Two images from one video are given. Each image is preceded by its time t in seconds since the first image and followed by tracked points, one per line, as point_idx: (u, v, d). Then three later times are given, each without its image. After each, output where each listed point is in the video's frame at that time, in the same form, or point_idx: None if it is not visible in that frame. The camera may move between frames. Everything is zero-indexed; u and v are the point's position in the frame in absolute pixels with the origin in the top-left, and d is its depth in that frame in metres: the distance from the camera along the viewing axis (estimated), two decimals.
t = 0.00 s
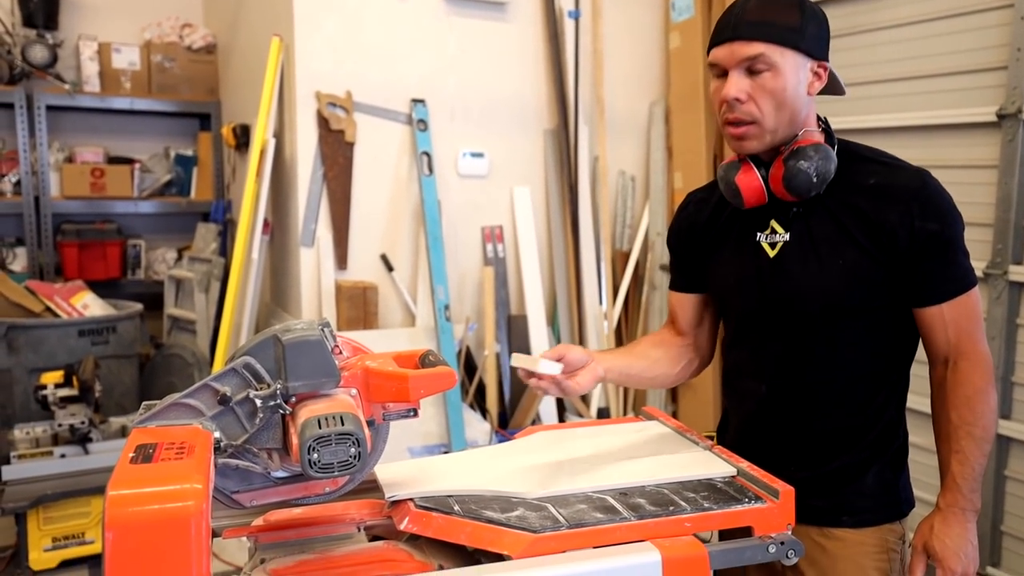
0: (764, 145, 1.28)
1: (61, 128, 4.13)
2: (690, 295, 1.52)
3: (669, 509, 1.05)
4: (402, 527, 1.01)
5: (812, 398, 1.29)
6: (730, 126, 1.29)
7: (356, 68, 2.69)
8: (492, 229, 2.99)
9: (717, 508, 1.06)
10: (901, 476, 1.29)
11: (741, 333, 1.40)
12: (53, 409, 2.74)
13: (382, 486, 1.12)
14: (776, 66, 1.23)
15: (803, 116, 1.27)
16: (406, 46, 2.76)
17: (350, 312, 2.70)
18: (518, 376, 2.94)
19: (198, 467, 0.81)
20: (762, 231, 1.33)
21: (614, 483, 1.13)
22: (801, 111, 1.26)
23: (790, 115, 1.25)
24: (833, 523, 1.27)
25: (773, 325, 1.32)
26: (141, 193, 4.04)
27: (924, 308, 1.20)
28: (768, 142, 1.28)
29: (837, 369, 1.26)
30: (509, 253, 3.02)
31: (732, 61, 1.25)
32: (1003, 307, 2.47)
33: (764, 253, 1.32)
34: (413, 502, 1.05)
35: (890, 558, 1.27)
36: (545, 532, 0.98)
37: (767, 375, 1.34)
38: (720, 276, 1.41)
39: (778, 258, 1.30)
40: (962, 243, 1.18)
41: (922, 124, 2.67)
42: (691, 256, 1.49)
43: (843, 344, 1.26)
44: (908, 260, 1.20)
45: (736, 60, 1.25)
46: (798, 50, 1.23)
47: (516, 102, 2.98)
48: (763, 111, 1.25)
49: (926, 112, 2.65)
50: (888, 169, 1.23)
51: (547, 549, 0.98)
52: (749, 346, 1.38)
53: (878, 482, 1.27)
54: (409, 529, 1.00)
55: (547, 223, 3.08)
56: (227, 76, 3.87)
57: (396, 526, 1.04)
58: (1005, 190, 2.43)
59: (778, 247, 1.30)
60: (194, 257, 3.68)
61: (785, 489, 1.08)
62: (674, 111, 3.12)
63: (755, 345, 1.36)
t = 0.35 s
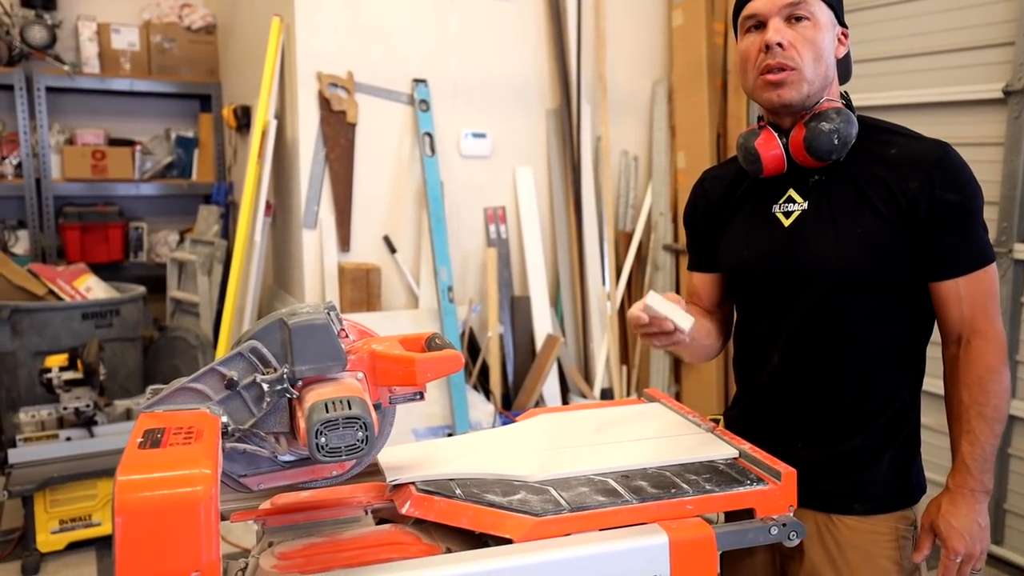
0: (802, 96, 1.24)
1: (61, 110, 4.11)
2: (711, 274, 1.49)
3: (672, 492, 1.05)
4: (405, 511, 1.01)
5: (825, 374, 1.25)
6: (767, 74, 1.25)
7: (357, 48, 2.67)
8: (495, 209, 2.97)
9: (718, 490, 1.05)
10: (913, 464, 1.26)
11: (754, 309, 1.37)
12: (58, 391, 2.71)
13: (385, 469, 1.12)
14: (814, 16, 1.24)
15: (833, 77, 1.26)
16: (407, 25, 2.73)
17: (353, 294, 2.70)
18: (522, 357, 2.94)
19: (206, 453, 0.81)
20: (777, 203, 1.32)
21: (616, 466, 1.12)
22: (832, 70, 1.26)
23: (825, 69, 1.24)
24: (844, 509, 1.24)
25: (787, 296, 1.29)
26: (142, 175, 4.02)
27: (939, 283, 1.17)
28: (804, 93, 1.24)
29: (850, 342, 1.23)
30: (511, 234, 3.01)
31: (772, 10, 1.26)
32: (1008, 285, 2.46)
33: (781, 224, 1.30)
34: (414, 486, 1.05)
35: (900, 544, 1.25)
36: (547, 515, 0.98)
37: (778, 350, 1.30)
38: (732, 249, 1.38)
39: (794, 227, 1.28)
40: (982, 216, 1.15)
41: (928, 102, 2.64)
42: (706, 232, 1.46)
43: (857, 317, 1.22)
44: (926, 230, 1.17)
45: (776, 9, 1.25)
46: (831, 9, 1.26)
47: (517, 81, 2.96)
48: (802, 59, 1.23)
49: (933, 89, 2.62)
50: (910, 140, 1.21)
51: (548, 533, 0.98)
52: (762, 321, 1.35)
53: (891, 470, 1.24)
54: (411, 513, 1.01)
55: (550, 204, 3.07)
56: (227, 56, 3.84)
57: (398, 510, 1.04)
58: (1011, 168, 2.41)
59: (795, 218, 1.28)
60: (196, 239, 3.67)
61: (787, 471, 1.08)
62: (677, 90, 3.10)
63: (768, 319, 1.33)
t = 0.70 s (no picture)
0: (812, 104, 1.24)
1: (60, 106, 4.10)
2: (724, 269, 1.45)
3: (670, 493, 1.05)
4: (404, 512, 1.01)
5: (840, 374, 1.25)
6: (776, 84, 1.25)
7: (356, 44, 2.66)
8: (494, 207, 2.97)
9: (717, 491, 1.05)
10: (924, 465, 1.26)
11: (766, 310, 1.36)
12: (56, 388, 2.71)
13: (383, 470, 1.12)
14: (819, 23, 1.24)
15: (841, 80, 1.26)
16: (406, 22, 2.73)
17: (352, 291, 2.69)
18: (520, 355, 2.94)
19: (207, 454, 0.81)
20: (794, 204, 1.32)
21: (615, 467, 1.12)
22: (840, 74, 1.26)
23: (833, 74, 1.25)
24: (857, 509, 1.24)
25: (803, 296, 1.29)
26: (141, 170, 4.02)
27: (954, 282, 1.17)
28: (815, 100, 1.24)
29: (867, 342, 1.23)
30: (511, 231, 3.01)
31: (777, 19, 1.26)
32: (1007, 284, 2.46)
33: (798, 225, 1.30)
34: (414, 487, 1.05)
35: (908, 544, 1.24)
36: (546, 517, 0.99)
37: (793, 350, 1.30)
38: (746, 248, 1.38)
39: (812, 228, 1.28)
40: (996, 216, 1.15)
41: (928, 101, 2.64)
42: (714, 232, 1.46)
43: (874, 317, 1.22)
44: (942, 231, 1.17)
45: (781, 17, 1.25)
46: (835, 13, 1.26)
47: (516, 78, 2.95)
48: (810, 66, 1.23)
49: (933, 88, 2.62)
50: (925, 141, 1.21)
51: (547, 534, 0.98)
52: (774, 321, 1.34)
53: (902, 470, 1.24)
54: (410, 514, 1.01)
55: (549, 201, 3.06)
56: (226, 51, 3.84)
57: (397, 510, 1.04)
58: (1009, 167, 2.41)
59: (812, 218, 1.29)
60: (195, 236, 3.72)
61: (785, 472, 1.08)
62: (677, 88, 3.09)
63: (781, 319, 1.33)
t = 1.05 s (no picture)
0: (817, 122, 1.26)
1: (59, 112, 4.10)
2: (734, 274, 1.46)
3: (672, 501, 1.05)
4: (406, 520, 1.01)
5: (850, 380, 1.25)
6: (780, 105, 1.28)
7: (356, 51, 2.67)
8: (493, 213, 2.97)
9: (719, 500, 1.05)
10: (923, 473, 1.27)
11: (775, 313, 1.36)
12: (55, 396, 2.72)
13: (385, 477, 1.12)
14: (823, 43, 1.22)
15: (853, 91, 1.25)
16: (406, 28, 2.73)
17: (351, 298, 2.69)
18: (519, 362, 2.94)
19: (210, 463, 0.81)
20: (810, 210, 1.31)
21: (617, 475, 1.12)
22: (851, 86, 1.24)
23: (841, 89, 1.24)
24: (860, 515, 1.24)
25: (817, 301, 1.29)
26: (140, 176, 4.02)
27: (963, 297, 1.18)
28: (821, 118, 1.26)
29: (876, 349, 1.23)
30: (510, 238, 3.02)
31: (778, 43, 1.25)
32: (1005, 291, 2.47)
33: (813, 231, 1.30)
34: (416, 495, 1.05)
35: (909, 551, 1.24)
36: (548, 525, 0.99)
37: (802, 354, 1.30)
38: (758, 251, 1.37)
39: (829, 235, 1.28)
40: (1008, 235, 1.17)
41: (927, 109, 2.66)
42: (725, 236, 1.46)
43: (885, 325, 1.23)
44: (956, 246, 1.18)
45: (782, 41, 1.24)
46: (843, 26, 1.22)
47: (515, 84, 2.96)
48: (813, 88, 1.24)
49: (932, 96, 2.63)
50: (944, 157, 1.21)
51: (549, 542, 0.98)
52: (782, 324, 1.34)
53: (904, 476, 1.25)
54: (412, 522, 1.01)
55: (548, 207, 3.07)
56: (225, 58, 3.84)
57: (399, 519, 1.04)
58: (1008, 174, 2.42)
59: (829, 225, 1.28)
60: (195, 242, 3.67)
61: (787, 480, 1.08)
62: (676, 95, 3.10)
63: (790, 323, 1.32)
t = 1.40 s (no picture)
0: (813, 127, 1.26)
1: (59, 113, 4.10)
2: (736, 270, 1.48)
3: (677, 500, 1.05)
4: (410, 520, 1.01)
5: (851, 379, 1.25)
6: (777, 110, 1.29)
7: (356, 50, 2.67)
8: (494, 213, 2.97)
9: (724, 499, 1.05)
10: (926, 470, 1.26)
11: (778, 311, 1.36)
12: (57, 397, 2.72)
13: (389, 477, 1.12)
14: (818, 48, 1.21)
15: (852, 96, 1.24)
16: (406, 28, 2.73)
17: (353, 298, 2.69)
18: (521, 361, 2.94)
19: (215, 465, 0.81)
20: (813, 209, 1.30)
21: (622, 474, 1.12)
22: (850, 91, 1.23)
23: (838, 95, 1.23)
24: (861, 512, 1.24)
25: (819, 301, 1.28)
26: (141, 177, 4.02)
27: (967, 299, 1.18)
28: (818, 123, 1.26)
29: (877, 349, 1.23)
30: (511, 237, 3.01)
31: (775, 48, 1.26)
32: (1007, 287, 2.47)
33: (816, 231, 1.29)
34: (420, 495, 1.05)
35: (912, 547, 1.24)
36: (552, 524, 0.98)
37: (804, 352, 1.30)
38: (761, 250, 1.37)
39: (830, 235, 1.27)
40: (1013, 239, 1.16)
41: (929, 106, 2.66)
42: (730, 234, 1.46)
43: (886, 326, 1.22)
44: (959, 248, 1.17)
45: (779, 47, 1.25)
46: (840, 32, 1.21)
47: (516, 83, 2.95)
48: (808, 94, 1.24)
49: (934, 92, 2.63)
50: (949, 160, 1.20)
51: (554, 542, 0.98)
52: (784, 322, 1.34)
53: (906, 474, 1.24)
54: (416, 522, 1.01)
55: (550, 207, 3.07)
56: (225, 59, 3.84)
57: (403, 519, 1.04)
58: (1010, 171, 2.42)
59: (832, 226, 1.27)
60: (195, 243, 3.68)
61: (792, 479, 1.08)
62: (676, 93, 3.10)
63: (791, 321, 1.32)
